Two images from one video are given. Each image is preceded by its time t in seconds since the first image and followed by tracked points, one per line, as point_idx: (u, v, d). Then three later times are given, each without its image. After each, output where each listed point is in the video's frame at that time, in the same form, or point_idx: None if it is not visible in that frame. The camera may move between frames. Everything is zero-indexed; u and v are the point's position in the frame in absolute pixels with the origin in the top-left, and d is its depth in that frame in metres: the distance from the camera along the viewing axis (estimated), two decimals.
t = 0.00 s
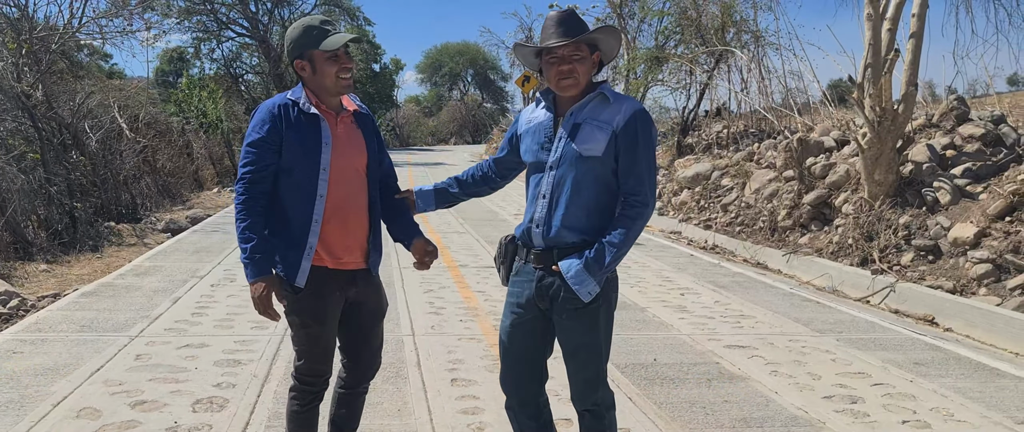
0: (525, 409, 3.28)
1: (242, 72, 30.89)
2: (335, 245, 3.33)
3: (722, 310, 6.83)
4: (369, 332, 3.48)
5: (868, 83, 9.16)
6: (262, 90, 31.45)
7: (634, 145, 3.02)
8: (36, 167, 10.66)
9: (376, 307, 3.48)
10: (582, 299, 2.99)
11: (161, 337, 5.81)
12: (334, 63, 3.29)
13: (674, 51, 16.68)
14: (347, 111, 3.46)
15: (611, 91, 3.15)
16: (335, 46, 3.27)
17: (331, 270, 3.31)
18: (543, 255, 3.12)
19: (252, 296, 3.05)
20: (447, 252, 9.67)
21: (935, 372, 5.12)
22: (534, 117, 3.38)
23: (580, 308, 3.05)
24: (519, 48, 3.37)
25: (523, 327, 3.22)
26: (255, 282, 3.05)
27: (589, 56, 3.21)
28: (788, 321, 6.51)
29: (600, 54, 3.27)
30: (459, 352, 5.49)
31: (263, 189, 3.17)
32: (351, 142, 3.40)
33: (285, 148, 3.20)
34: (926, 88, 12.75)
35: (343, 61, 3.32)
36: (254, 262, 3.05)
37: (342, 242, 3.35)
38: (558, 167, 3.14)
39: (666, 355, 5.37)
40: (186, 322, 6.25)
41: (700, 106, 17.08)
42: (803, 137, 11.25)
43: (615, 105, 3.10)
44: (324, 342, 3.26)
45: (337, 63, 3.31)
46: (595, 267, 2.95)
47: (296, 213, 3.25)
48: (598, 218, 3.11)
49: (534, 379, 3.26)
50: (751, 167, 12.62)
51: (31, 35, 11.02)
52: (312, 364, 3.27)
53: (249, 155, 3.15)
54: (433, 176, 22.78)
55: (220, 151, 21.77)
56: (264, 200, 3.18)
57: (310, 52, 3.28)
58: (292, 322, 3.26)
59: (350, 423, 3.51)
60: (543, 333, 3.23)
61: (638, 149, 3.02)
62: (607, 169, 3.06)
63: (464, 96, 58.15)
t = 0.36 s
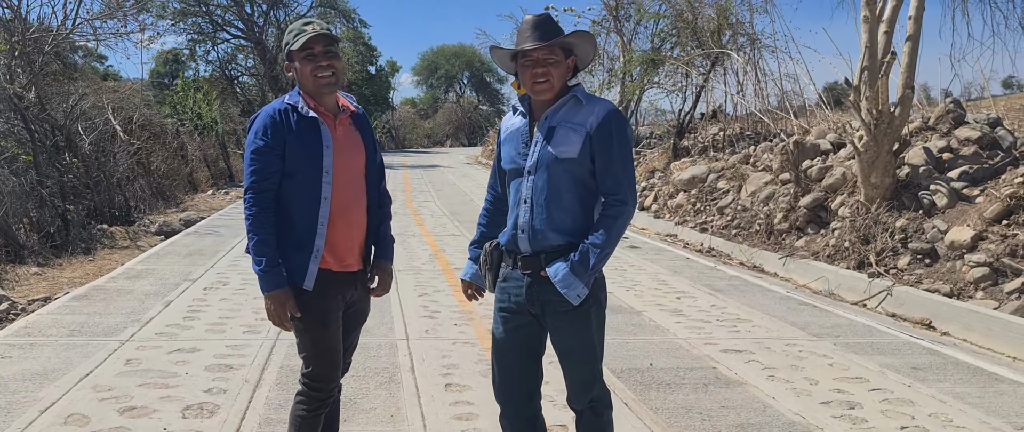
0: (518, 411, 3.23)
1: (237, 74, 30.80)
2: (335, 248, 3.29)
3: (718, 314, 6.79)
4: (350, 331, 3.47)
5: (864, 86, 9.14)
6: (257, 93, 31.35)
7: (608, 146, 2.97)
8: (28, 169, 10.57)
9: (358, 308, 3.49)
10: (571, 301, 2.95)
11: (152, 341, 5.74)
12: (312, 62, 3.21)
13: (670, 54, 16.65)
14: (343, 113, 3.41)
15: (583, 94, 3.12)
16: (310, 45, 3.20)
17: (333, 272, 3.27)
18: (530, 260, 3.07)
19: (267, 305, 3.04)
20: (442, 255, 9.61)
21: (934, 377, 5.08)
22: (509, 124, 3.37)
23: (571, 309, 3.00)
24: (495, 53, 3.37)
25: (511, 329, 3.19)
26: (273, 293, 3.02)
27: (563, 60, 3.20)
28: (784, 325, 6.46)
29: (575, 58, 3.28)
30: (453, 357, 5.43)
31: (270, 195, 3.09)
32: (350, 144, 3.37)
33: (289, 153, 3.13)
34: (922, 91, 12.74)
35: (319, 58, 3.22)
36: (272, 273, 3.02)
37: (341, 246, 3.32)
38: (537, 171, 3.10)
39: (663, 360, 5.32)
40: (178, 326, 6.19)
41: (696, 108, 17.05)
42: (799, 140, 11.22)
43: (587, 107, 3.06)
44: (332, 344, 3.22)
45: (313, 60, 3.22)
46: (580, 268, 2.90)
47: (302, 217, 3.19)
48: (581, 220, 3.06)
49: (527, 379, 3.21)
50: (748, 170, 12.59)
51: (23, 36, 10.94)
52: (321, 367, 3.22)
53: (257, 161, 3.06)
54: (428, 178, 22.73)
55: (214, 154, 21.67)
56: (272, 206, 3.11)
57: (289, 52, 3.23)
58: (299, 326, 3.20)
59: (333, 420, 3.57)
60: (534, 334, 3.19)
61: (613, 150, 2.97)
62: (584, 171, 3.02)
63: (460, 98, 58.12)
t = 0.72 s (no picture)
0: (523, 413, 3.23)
1: (233, 75, 30.71)
2: (327, 254, 3.23)
3: (718, 319, 6.75)
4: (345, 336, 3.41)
5: (864, 89, 9.11)
6: (254, 94, 31.26)
7: (600, 146, 2.99)
8: (23, 172, 10.49)
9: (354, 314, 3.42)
10: (577, 299, 2.96)
11: (148, 347, 5.68)
12: (323, 71, 3.17)
13: (668, 56, 16.62)
14: (344, 120, 3.35)
15: (565, 97, 3.13)
16: (323, 54, 3.16)
17: (320, 278, 3.20)
18: (532, 263, 3.01)
19: (260, 310, 3.00)
20: (440, 259, 9.55)
21: (937, 383, 5.04)
22: (488, 137, 3.27)
23: (574, 308, 2.98)
24: (470, 62, 3.33)
25: (513, 331, 3.16)
26: (268, 296, 2.97)
27: (542, 64, 3.18)
28: (785, 330, 6.42)
29: (551, 63, 3.25)
30: (452, 363, 5.38)
31: (264, 197, 3.03)
32: (348, 150, 3.30)
33: (286, 155, 3.09)
34: (919, 94, 12.73)
35: (332, 69, 3.19)
36: (265, 274, 2.97)
37: (332, 252, 3.24)
38: (533, 177, 3.03)
39: (663, 366, 5.28)
40: (174, 331, 6.12)
41: (694, 111, 17.02)
42: (798, 143, 11.19)
43: (573, 109, 3.06)
44: (332, 344, 3.16)
45: (328, 70, 3.18)
46: (586, 265, 2.94)
47: (294, 221, 3.14)
48: (580, 219, 3.08)
49: (530, 380, 3.20)
50: (746, 173, 12.56)
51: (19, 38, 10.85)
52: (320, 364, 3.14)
53: (255, 162, 3.01)
54: (425, 180, 22.68)
55: (210, 156, 21.56)
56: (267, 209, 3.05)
57: (301, 58, 3.17)
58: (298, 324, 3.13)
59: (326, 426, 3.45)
60: (537, 336, 3.17)
61: (606, 150, 2.99)
62: (579, 172, 3.02)
63: (457, 100, 58.06)
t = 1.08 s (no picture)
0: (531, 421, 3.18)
1: (230, 77, 30.65)
2: (325, 264, 3.21)
3: (719, 324, 6.72)
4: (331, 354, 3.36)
5: (864, 93, 9.09)
6: (251, 96, 31.18)
7: (608, 156, 3.09)
8: (19, 175, 10.43)
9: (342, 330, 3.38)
10: (589, 302, 2.98)
11: (146, 354, 5.63)
12: (326, 79, 3.22)
13: (666, 58, 16.60)
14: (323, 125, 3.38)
15: (568, 107, 3.18)
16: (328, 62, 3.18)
17: (323, 290, 3.18)
18: (541, 270, 3.02)
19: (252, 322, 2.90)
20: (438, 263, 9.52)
21: (941, 389, 5.02)
22: (489, 147, 3.19)
23: (585, 312, 3.01)
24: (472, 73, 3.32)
25: (519, 339, 3.13)
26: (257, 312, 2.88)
27: (544, 71, 3.19)
28: (787, 335, 6.39)
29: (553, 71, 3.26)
30: (453, 369, 5.34)
31: (261, 207, 2.96)
32: (335, 157, 3.31)
33: (283, 163, 3.04)
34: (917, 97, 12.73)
35: (334, 78, 3.25)
36: (256, 292, 2.89)
37: (329, 263, 3.23)
38: (543, 187, 3.05)
39: (665, 372, 5.26)
40: (172, 337, 6.08)
41: (692, 113, 17.00)
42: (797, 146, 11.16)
43: (579, 119, 3.12)
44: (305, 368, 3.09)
45: (328, 78, 3.23)
46: (598, 268, 2.99)
47: (293, 231, 3.10)
48: (586, 227, 3.14)
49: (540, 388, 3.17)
50: (745, 176, 12.54)
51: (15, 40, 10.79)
52: (291, 390, 3.07)
53: (247, 172, 2.92)
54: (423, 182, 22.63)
55: (208, 158, 21.49)
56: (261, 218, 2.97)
57: (303, 64, 3.15)
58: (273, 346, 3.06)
59: None
60: (542, 343, 3.15)
61: (612, 160, 3.09)
62: (586, 182, 3.09)
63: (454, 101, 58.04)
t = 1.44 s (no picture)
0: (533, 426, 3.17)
1: (228, 78, 30.64)
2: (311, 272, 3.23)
3: (718, 325, 6.71)
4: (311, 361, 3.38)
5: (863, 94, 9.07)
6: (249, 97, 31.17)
7: (618, 160, 3.13)
8: (17, 176, 10.40)
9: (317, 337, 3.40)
10: (600, 310, 3.01)
11: (144, 355, 5.61)
12: (309, 83, 3.20)
13: (664, 59, 16.60)
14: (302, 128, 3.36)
15: (582, 109, 3.20)
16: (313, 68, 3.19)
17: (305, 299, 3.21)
18: (551, 275, 3.02)
19: (262, 332, 2.90)
20: (437, 264, 9.51)
21: (941, 391, 5.02)
22: (501, 143, 3.18)
23: (594, 320, 3.04)
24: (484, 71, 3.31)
25: (525, 344, 3.12)
26: (268, 318, 2.88)
27: (557, 70, 3.20)
28: (786, 337, 6.39)
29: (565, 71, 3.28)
30: (452, 371, 5.33)
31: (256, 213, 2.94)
32: (317, 162, 3.31)
33: (274, 168, 3.02)
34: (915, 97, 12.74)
35: (317, 82, 3.24)
36: (262, 297, 2.87)
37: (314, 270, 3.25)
38: (555, 186, 3.05)
39: (665, 373, 5.25)
40: (171, 339, 6.06)
41: (690, 113, 17.01)
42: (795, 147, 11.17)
43: (591, 122, 3.14)
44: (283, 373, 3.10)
45: (312, 82, 3.21)
46: (609, 277, 3.02)
47: (285, 237, 3.09)
48: (594, 231, 3.16)
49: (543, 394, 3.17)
50: (743, 177, 12.55)
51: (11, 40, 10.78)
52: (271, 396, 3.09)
53: (242, 178, 2.89)
54: (421, 183, 22.62)
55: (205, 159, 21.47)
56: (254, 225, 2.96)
57: (287, 66, 3.14)
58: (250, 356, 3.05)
59: None
60: (546, 350, 3.15)
61: (621, 164, 3.14)
62: (596, 185, 3.12)
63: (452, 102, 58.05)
